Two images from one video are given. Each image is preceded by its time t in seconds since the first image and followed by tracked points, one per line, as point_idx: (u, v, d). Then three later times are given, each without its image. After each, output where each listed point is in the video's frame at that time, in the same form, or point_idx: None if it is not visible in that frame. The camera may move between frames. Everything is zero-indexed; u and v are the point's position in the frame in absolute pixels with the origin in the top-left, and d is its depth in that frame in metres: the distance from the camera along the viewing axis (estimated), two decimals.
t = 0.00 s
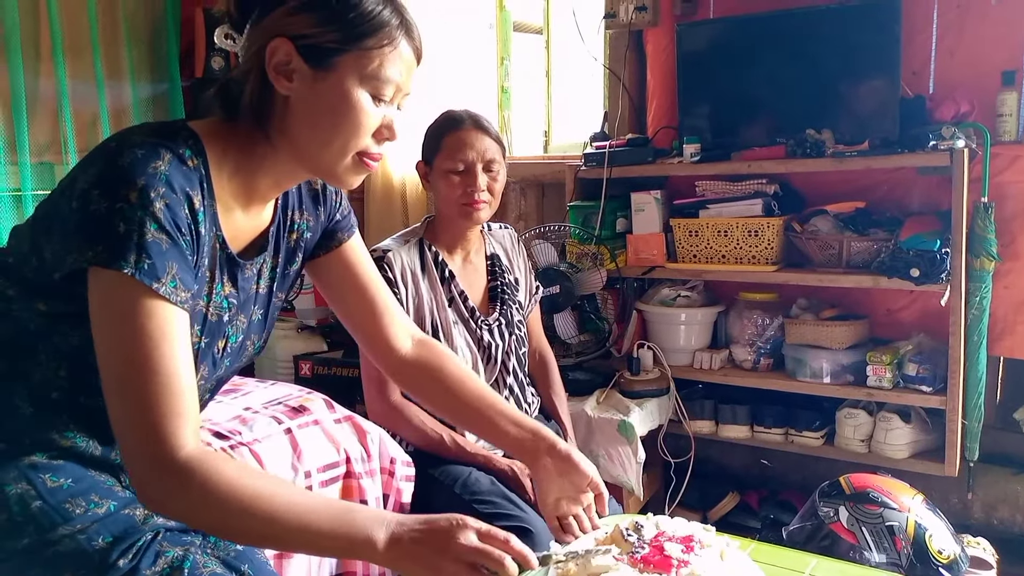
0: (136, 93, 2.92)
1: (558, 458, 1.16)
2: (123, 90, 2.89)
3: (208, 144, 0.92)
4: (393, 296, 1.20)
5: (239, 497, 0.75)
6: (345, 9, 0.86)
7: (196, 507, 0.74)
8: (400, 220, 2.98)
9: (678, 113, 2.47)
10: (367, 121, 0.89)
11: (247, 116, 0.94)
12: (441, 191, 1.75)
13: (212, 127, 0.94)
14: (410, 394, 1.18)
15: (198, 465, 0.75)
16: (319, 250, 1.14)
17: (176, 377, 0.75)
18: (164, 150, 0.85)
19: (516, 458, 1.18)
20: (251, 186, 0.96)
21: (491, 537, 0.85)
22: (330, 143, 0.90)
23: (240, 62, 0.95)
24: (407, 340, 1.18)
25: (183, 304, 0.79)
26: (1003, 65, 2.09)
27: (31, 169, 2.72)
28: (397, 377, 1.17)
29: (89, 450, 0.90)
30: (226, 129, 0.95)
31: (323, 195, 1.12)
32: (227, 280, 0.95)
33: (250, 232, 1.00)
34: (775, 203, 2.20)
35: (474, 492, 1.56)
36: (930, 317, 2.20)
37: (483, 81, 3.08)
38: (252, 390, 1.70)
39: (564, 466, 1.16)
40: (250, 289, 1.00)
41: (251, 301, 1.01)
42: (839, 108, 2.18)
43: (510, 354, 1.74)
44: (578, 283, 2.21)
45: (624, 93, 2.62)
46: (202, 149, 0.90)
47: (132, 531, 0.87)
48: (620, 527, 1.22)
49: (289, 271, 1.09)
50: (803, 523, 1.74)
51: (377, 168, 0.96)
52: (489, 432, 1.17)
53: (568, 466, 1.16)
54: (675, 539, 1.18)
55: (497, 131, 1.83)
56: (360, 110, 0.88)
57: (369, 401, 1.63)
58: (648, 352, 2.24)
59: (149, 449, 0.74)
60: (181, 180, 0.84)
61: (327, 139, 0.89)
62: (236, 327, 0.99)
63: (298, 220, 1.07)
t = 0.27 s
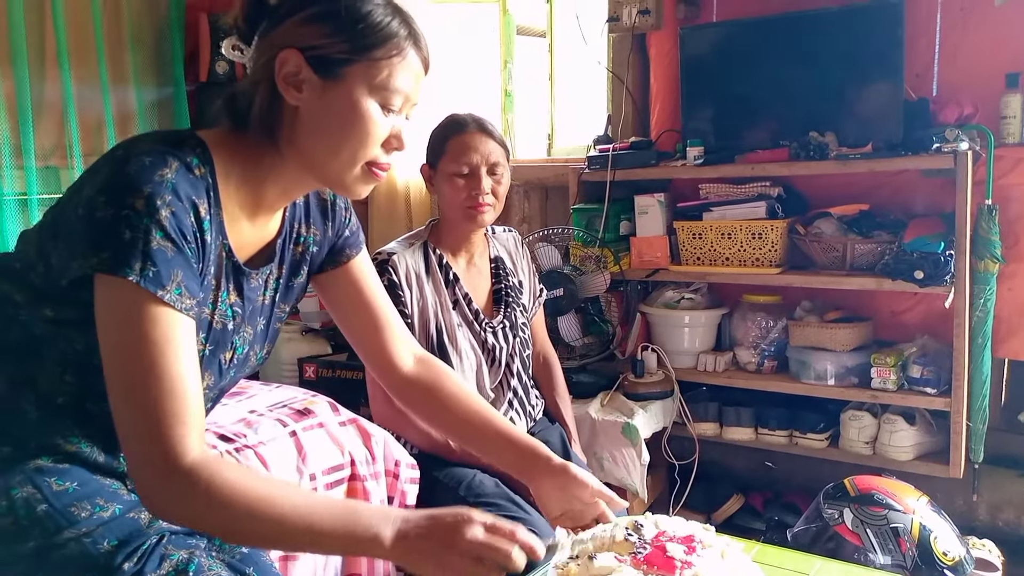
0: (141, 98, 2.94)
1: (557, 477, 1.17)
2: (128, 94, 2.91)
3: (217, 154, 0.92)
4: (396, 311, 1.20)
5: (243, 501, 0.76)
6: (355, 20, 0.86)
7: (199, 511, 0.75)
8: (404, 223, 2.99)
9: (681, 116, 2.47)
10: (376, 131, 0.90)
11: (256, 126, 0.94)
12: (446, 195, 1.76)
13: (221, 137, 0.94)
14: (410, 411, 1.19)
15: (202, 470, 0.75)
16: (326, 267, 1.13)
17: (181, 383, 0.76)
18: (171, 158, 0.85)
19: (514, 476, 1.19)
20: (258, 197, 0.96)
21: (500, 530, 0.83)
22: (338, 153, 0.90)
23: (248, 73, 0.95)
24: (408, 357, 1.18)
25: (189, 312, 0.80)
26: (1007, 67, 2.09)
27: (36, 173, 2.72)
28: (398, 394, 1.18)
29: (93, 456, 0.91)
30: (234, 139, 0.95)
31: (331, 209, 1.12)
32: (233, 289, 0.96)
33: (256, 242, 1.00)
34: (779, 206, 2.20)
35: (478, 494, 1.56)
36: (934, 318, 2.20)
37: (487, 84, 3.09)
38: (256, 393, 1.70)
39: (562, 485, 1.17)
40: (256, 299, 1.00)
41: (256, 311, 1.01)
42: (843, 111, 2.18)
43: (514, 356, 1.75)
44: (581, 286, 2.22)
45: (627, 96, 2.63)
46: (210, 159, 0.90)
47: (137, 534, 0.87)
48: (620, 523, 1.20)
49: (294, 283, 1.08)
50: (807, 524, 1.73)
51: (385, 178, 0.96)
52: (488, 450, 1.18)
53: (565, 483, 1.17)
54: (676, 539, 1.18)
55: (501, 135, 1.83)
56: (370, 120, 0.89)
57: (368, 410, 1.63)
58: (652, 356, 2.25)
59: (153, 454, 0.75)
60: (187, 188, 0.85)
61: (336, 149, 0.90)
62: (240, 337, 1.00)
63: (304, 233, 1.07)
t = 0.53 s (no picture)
0: (141, 98, 2.94)
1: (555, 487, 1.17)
2: (129, 94, 2.91)
3: (223, 156, 0.92)
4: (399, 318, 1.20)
5: (273, 484, 0.77)
6: (360, 25, 0.87)
7: (231, 499, 0.75)
8: (405, 223, 2.99)
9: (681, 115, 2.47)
10: (381, 136, 0.90)
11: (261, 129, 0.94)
12: (447, 194, 1.76)
13: (227, 139, 0.95)
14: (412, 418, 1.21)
15: (228, 458, 0.76)
16: (329, 274, 1.14)
17: (200, 375, 0.76)
18: (177, 158, 0.85)
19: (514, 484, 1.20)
20: (263, 200, 0.96)
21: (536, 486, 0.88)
22: (344, 157, 0.90)
23: (254, 77, 0.96)
24: (410, 366, 1.19)
25: (203, 306, 0.80)
26: (1006, 65, 2.09)
27: (37, 173, 2.73)
28: (399, 402, 1.19)
29: (94, 458, 0.89)
30: (240, 141, 0.95)
31: (335, 217, 1.12)
32: (238, 290, 0.95)
33: (260, 245, 1.00)
34: (779, 204, 2.20)
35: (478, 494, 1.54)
36: (935, 317, 2.20)
37: (487, 83, 3.09)
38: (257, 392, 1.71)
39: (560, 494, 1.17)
40: (261, 304, 1.00)
41: (261, 316, 1.01)
42: (843, 109, 2.18)
43: (515, 355, 1.75)
44: (582, 285, 2.22)
45: (627, 95, 2.63)
46: (215, 160, 0.90)
47: (139, 533, 0.87)
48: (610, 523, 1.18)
49: (297, 288, 1.08)
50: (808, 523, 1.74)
51: (389, 181, 0.96)
52: (488, 458, 1.19)
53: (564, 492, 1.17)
54: (668, 538, 1.17)
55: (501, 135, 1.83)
56: (375, 124, 0.89)
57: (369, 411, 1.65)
58: (652, 354, 2.25)
59: (178, 447, 0.75)
60: (193, 187, 0.85)
61: (341, 153, 0.90)
62: (246, 340, 1.00)
63: (307, 239, 1.07)
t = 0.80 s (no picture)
0: (135, 94, 2.93)
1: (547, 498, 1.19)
2: (122, 90, 2.90)
3: (223, 151, 0.90)
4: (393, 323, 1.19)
5: (298, 462, 0.76)
6: (361, 24, 0.86)
7: (263, 480, 0.74)
8: (399, 221, 2.99)
9: (676, 113, 2.48)
10: (382, 135, 0.89)
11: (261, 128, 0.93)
12: (442, 191, 1.76)
13: (227, 134, 0.93)
14: (402, 423, 1.20)
15: (252, 439, 0.74)
16: (326, 278, 1.12)
17: (215, 354, 0.73)
18: (179, 149, 0.83)
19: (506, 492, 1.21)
20: (262, 197, 0.95)
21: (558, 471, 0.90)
22: (344, 156, 0.89)
23: (253, 76, 0.95)
24: (404, 371, 1.18)
25: (212, 289, 0.77)
26: (1000, 64, 2.09)
27: (30, 170, 2.72)
28: (392, 406, 1.19)
29: (89, 453, 0.87)
30: (240, 138, 0.93)
31: (334, 219, 1.10)
32: (236, 285, 0.94)
33: (258, 243, 0.98)
34: (773, 203, 2.20)
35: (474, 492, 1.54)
36: (928, 315, 2.21)
37: (482, 80, 3.09)
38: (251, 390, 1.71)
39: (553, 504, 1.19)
40: (259, 302, 0.99)
41: (259, 315, 1.00)
42: (837, 108, 2.18)
43: (510, 353, 1.75)
44: (577, 283, 2.22)
45: (622, 93, 2.63)
46: (216, 153, 0.88)
47: (134, 530, 0.85)
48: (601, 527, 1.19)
49: (295, 289, 1.07)
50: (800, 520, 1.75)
51: (389, 181, 0.95)
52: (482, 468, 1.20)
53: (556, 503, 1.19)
54: (659, 538, 1.18)
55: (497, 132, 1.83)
56: (375, 123, 0.88)
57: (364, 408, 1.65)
58: (646, 352, 2.25)
59: (200, 434, 0.73)
60: (197, 175, 0.82)
61: (342, 152, 0.89)
62: (245, 339, 0.99)
63: (306, 239, 1.06)
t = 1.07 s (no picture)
0: (131, 96, 2.93)
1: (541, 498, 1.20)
2: (118, 92, 2.91)
3: (233, 151, 0.87)
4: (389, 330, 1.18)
5: (342, 420, 0.69)
6: (368, 35, 0.84)
7: (317, 434, 0.68)
8: (395, 224, 2.99)
9: (672, 116, 2.48)
10: (387, 144, 0.87)
11: (267, 134, 0.90)
12: (438, 194, 1.76)
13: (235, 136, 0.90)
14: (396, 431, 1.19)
15: (289, 398, 0.67)
16: (325, 285, 1.10)
17: (247, 312, 0.69)
18: (194, 145, 0.80)
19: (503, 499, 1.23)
20: (269, 200, 0.91)
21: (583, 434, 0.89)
22: (349, 164, 0.87)
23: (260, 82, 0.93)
24: (399, 379, 1.17)
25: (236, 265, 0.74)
26: (994, 68, 2.10)
27: (26, 172, 2.72)
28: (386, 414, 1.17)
29: (88, 453, 0.84)
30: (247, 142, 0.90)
31: (336, 227, 1.08)
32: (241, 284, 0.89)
33: (264, 246, 0.95)
34: (768, 206, 2.20)
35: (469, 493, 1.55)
36: (923, 318, 2.21)
37: (478, 84, 3.10)
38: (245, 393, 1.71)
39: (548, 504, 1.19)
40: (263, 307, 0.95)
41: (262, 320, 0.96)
42: (833, 112, 2.19)
43: (505, 356, 1.74)
44: (573, 285, 2.23)
45: (618, 96, 2.63)
46: (226, 151, 0.85)
47: (134, 531, 0.82)
48: (594, 532, 1.19)
49: (296, 295, 1.04)
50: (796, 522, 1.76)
51: (392, 188, 0.94)
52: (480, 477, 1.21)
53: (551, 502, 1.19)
54: (651, 542, 1.19)
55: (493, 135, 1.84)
56: (381, 132, 0.86)
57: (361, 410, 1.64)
58: (642, 354, 2.25)
59: (233, 401, 0.67)
60: (214, 167, 0.80)
61: (348, 160, 0.87)
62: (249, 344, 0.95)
63: (309, 246, 1.03)
